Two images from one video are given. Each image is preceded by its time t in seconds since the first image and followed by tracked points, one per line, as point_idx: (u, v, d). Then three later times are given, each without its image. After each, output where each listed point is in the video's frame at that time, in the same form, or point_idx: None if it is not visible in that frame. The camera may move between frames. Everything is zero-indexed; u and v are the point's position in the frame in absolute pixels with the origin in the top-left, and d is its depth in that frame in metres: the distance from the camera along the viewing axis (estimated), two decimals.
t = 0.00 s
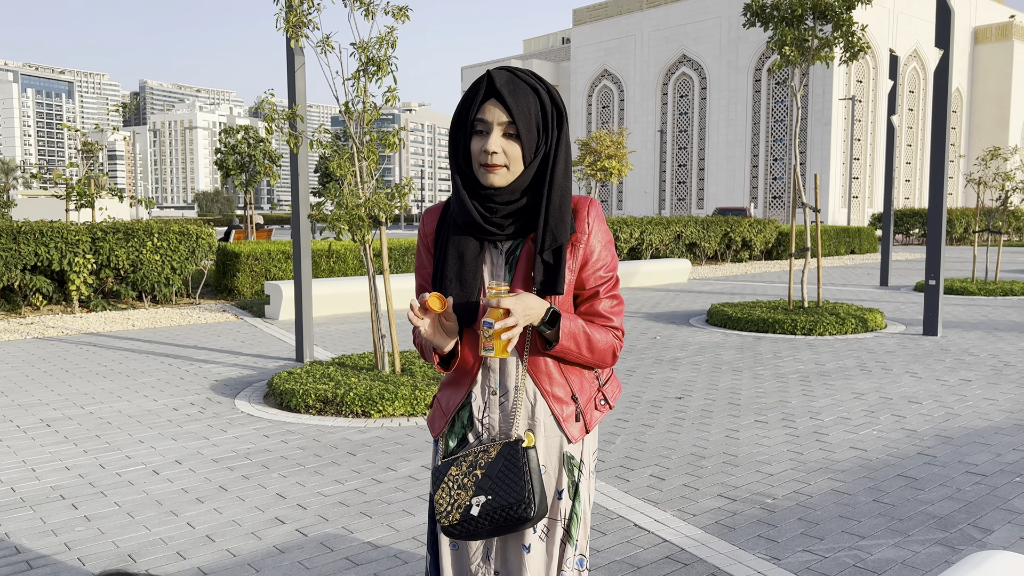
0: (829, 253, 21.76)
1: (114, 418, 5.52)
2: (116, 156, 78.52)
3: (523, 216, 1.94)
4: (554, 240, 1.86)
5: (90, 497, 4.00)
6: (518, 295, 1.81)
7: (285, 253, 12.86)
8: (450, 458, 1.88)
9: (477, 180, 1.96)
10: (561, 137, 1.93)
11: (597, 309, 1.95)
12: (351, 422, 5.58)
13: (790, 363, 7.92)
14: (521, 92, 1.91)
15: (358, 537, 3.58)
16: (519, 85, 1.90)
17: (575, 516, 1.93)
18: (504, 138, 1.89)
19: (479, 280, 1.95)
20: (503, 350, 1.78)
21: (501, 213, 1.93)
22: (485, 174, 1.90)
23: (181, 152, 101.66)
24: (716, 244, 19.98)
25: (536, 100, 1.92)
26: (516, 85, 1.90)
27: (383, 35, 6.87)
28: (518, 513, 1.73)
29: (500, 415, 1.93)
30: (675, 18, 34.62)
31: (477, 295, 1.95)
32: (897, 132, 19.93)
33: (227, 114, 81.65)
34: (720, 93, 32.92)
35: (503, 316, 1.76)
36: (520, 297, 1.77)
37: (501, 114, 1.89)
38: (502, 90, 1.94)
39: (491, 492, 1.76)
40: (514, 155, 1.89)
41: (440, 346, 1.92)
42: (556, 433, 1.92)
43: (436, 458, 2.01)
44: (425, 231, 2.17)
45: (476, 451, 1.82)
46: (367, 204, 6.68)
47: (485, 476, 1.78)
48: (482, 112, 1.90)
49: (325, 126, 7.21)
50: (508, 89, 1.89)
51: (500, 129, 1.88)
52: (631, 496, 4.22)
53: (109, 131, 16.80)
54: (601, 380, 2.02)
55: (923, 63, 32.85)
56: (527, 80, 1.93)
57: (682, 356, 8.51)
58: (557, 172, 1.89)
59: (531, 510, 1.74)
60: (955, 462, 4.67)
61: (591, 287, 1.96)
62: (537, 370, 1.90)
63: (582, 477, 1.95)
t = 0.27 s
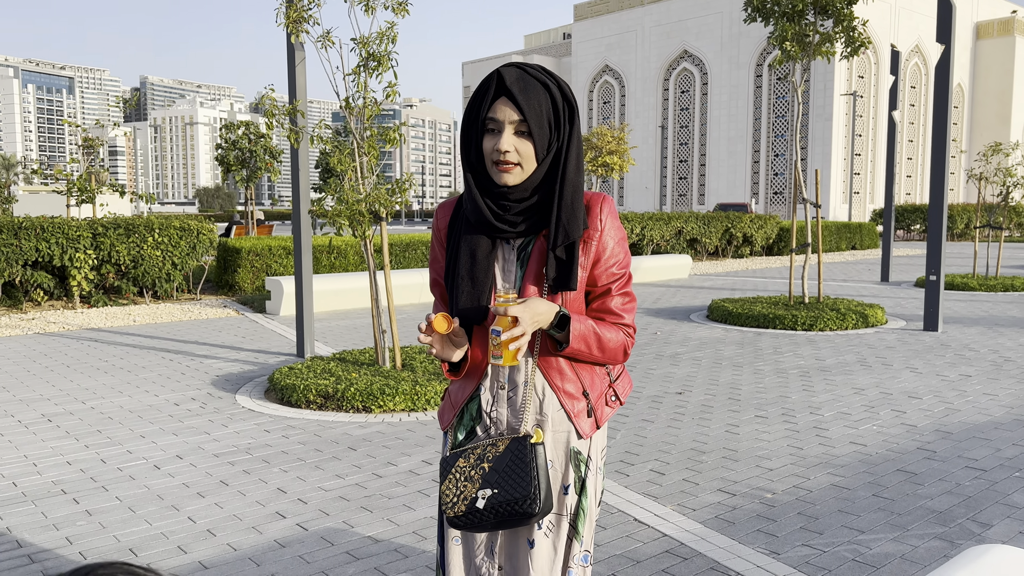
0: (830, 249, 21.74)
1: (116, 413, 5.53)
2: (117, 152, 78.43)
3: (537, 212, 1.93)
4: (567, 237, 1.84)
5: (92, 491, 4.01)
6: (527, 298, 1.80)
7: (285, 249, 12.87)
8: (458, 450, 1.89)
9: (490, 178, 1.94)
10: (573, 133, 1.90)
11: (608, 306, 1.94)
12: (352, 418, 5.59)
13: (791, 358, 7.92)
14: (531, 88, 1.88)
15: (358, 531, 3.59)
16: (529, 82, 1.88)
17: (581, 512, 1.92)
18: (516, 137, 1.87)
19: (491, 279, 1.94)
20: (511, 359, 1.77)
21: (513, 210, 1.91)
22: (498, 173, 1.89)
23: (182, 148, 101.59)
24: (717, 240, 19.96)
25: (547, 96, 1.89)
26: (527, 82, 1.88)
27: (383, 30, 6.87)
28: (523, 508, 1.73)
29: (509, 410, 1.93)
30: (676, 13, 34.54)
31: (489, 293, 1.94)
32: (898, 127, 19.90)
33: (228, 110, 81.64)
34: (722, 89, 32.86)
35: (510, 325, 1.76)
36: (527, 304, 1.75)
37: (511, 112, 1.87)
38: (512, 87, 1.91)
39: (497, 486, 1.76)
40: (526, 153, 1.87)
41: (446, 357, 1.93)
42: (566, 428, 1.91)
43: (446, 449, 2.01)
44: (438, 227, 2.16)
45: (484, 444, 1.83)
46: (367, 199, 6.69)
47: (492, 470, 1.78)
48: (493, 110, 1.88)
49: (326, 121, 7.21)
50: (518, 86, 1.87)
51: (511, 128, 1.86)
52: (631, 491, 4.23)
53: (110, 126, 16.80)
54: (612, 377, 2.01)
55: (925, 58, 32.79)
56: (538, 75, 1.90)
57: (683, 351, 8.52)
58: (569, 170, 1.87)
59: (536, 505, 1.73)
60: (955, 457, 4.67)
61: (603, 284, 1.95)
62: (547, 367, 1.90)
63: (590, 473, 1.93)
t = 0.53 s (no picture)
0: (834, 244, 21.68)
1: (119, 408, 5.56)
2: (121, 148, 78.48)
3: (545, 202, 1.92)
4: (576, 226, 1.84)
5: (95, 486, 4.04)
6: (533, 287, 1.81)
7: (289, 245, 12.88)
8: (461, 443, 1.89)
9: (497, 171, 1.94)
10: (580, 122, 1.90)
11: (614, 300, 1.93)
12: (355, 413, 5.61)
13: (794, 353, 7.91)
14: (537, 79, 1.88)
15: (359, 526, 3.60)
16: (535, 73, 1.88)
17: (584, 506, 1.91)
18: (524, 127, 1.86)
19: (497, 272, 1.94)
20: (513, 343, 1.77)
21: (522, 200, 1.90)
22: (506, 165, 1.89)
23: (186, 144, 101.68)
24: (721, 236, 19.93)
25: (552, 87, 1.89)
26: (533, 72, 1.88)
27: (385, 25, 6.87)
28: (525, 501, 1.73)
29: (511, 403, 1.92)
30: (680, 8, 34.45)
31: (494, 287, 1.93)
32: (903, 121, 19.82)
33: (232, 105, 81.72)
34: (726, 84, 32.77)
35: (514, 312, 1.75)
36: (531, 289, 1.76)
37: (519, 103, 1.87)
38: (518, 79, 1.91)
39: (499, 478, 1.77)
40: (534, 144, 1.87)
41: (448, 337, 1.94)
42: (568, 423, 1.90)
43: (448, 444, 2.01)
44: (443, 221, 2.14)
45: (486, 438, 1.83)
46: (369, 194, 6.70)
47: (494, 463, 1.79)
48: (500, 103, 1.88)
49: (328, 117, 7.22)
50: (525, 77, 1.87)
51: (519, 119, 1.86)
52: (632, 486, 4.24)
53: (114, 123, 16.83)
54: (617, 372, 2.00)
55: (931, 52, 32.65)
56: (543, 66, 1.90)
57: (685, 347, 8.51)
58: (577, 158, 1.88)
59: (538, 498, 1.74)
60: (957, 452, 4.67)
61: (609, 278, 1.95)
62: (551, 360, 1.89)
63: (593, 468, 1.93)
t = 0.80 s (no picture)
0: (842, 240, 21.60)
1: (126, 403, 5.61)
2: (130, 145, 78.62)
3: (546, 196, 1.94)
4: (579, 218, 1.85)
5: (101, 479, 4.08)
6: (536, 284, 1.82)
7: (295, 241, 12.93)
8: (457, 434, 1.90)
9: (498, 167, 1.95)
10: (578, 115, 1.91)
11: (613, 294, 1.94)
12: (358, 407, 5.64)
13: (798, 348, 7.90)
14: (534, 74, 1.88)
15: (361, 518, 3.63)
16: (531, 69, 1.88)
17: (581, 499, 1.93)
18: (524, 125, 1.87)
19: (498, 267, 1.95)
20: (518, 342, 1.79)
21: (525, 196, 1.91)
22: (508, 162, 1.90)
23: (194, 141, 101.97)
24: (728, 231, 19.88)
25: (549, 82, 1.90)
26: (529, 69, 1.88)
27: (389, 22, 6.89)
28: (521, 492, 1.75)
29: (508, 395, 1.93)
30: (687, 3, 34.32)
31: (496, 282, 1.94)
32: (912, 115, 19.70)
33: (240, 103, 81.93)
34: (734, 79, 32.66)
35: (519, 311, 1.77)
36: (535, 288, 1.78)
37: (517, 102, 1.87)
38: (514, 75, 1.91)
39: (494, 469, 1.78)
40: (535, 140, 1.88)
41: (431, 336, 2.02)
42: (565, 415, 1.91)
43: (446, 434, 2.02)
44: (444, 214, 2.14)
45: (482, 429, 1.84)
46: (373, 190, 6.72)
47: (490, 454, 1.80)
48: (497, 101, 1.88)
49: (333, 113, 7.24)
50: (521, 74, 1.87)
51: (519, 117, 1.87)
52: (634, 479, 4.26)
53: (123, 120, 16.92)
54: (613, 365, 2.01)
55: (940, 46, 32.44)
56: (538, 61, 1.90)
57: (690, 342, 8.51)
58: (577, 152, 1.89)
59: (533, 490, 1.75)
60: (959, 447, 4.66)
61: (608, 273, 1.95)
62: (548, 354, 1.91)
63: (590, 459, 1.94)
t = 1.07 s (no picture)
0: (854, 236, 21.48)
1: (135, 398, 5.68)
2: (143, 143, 79.10)
3: (539, 190, 1.96)
4: (570, 213, 1.87)
5: (109, 472, 4.14)
6: (529, 281, 1.84)
7: (306, 238, 12.99)
8: (453, 427, 1.92)
9: (491, 161, 1.97)
10: (570, 109, 1.92)
11: (606, 287, 1.96)
12: (365, 402, 5.68)
13: (806, 344, 7.88)
14: (527, 69, 1.90)
15: (365, 512, 3.67)
16: (524, 63, 1.90)
17: (575, 489, 1.95)
18: (516, 119, 1.89)
19: (492, 261, 1.97)
20: (510, 339, 1.81)
21: (517, 190, 1.94)
22: (501, 156, 1.92)
23: (207, 139, 102.50)
24: (739, 227, 19.81)
25: (542, 75, 1.92)
26: (521, 64, 1.90)
27: (396, 19, 6.92)
28: (514, 484, 1.77)
29: (503, 388, 1.95)
30: None
31: (490, 276, 1.97)
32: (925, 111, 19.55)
33: (253, 100, 82.29)
34: (746, 74, 32.50)
35: (512, 309, 1.80)
36: (528, 287, 1.79)
37: (510, 96, 1.89)
38: (507, 70, 1.93)
39: (489, 462, 1.80)
40: (527, 134, 1.90)
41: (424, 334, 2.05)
42: (559, 408, 1.93)
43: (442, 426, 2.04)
44: (440, 207, 2.17)
45: (478, 422, 1.86)
46: (381, 186, 6.76)
47: (485, 447, 1.82)
48: (491, 95, 1.91)
49: (341, 110, 7.29)
50: (514, 69, 1.89)
51: (511, 111, 1.89)
52: (636, 474, 4.28)
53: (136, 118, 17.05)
54: (606, 358, 2.03)
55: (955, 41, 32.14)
56: (531, 55, 1.93)
57: (698, 338, 8.51)
58: (570, 146, 1.91)
59: (527, 482, 1.77)
60: (965, 442, 4.65)
61: (601, 267, 1.97)
62: (542, 347, 1.93)
63: (584, 451, 1.96)
